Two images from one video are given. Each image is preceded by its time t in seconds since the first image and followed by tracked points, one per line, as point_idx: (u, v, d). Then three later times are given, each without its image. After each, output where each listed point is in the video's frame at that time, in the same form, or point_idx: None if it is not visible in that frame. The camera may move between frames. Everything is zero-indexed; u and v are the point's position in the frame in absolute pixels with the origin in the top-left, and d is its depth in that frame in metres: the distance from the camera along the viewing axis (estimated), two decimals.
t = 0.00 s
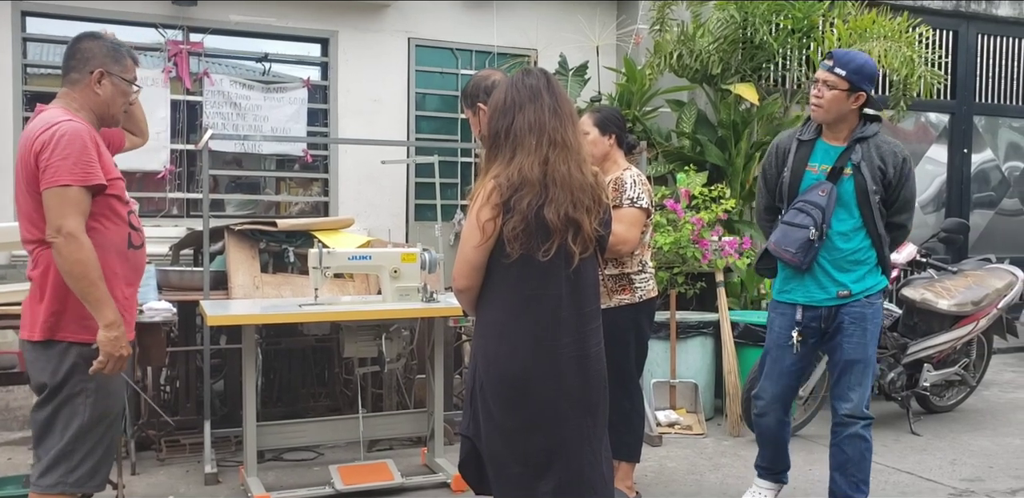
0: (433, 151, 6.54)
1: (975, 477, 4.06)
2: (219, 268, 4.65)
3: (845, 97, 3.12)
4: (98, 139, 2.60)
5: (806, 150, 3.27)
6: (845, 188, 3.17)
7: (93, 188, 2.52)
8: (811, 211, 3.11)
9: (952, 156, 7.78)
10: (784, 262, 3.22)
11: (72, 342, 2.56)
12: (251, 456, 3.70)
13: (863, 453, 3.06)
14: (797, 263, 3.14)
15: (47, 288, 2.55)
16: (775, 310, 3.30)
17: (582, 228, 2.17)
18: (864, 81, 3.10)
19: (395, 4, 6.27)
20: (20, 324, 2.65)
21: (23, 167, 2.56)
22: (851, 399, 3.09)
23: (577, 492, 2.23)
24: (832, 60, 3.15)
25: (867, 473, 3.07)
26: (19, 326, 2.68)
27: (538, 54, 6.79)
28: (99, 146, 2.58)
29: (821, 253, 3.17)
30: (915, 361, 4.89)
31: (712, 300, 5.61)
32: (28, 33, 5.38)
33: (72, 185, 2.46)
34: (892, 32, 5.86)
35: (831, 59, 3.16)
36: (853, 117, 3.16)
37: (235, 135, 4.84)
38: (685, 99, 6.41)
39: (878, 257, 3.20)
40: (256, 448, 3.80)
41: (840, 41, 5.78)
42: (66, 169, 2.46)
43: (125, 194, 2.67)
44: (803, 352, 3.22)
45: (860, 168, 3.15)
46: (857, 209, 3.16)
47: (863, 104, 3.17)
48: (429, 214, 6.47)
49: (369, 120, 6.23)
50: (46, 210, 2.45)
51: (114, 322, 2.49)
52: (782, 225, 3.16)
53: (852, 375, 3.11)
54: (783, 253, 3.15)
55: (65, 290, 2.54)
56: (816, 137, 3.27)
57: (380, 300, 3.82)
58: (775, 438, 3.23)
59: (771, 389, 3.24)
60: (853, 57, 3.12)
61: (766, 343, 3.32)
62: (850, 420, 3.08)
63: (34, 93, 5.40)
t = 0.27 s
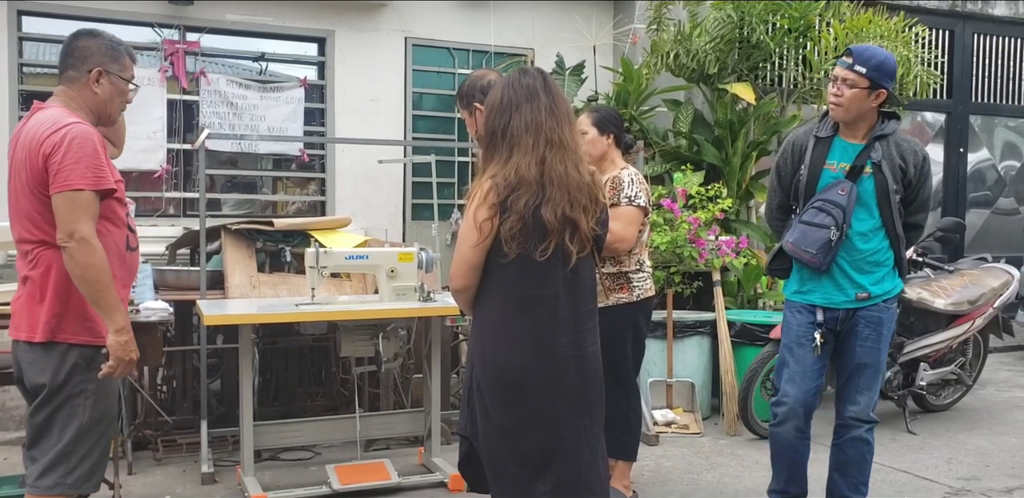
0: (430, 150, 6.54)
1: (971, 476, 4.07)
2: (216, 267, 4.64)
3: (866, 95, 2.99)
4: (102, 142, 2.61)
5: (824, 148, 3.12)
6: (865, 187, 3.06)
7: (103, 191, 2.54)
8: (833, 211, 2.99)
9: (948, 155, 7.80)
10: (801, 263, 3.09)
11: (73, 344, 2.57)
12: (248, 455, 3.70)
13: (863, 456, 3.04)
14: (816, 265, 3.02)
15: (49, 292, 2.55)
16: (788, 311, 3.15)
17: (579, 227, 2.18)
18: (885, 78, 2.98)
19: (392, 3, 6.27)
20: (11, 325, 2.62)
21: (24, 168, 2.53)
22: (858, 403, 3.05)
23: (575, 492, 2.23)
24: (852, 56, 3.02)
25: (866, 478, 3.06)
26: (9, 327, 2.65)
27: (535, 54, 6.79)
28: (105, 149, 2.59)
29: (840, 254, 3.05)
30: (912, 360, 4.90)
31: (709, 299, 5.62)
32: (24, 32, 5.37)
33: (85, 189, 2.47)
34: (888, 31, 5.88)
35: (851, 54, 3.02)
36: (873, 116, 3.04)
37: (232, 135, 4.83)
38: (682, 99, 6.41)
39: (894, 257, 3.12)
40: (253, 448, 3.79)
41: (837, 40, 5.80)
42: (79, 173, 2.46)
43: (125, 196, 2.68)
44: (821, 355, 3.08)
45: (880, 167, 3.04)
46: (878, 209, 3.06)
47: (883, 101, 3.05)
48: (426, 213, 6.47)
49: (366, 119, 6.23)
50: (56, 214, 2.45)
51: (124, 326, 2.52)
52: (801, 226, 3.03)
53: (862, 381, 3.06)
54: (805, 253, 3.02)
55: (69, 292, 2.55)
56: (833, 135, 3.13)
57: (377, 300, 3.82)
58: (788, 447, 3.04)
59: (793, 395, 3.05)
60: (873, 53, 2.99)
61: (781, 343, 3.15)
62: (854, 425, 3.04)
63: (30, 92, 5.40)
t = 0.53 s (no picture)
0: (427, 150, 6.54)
1: (968, 476, 4.07)
2: (213, 267, 4.64)
3: (867, 93, 2.88)
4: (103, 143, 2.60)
5: (828, 149, 3.00)
6: (871, 188, 2.96)
7: (107, 193, 2.54)
8: (843, 214, 2.87)
9: (945, 155, 7.82)
10: (808, 268, 2.97)
11: (73, 346, 2.56)
12: (245, 456, 3.69)
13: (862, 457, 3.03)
14: (827, 270, 2.89)
15: (50, 294, 2.54)
16: (796, 316, 3.02)
17: (577, 227, 2.18)
18: (886, 76, 2.88)
19: (389, 3, 6.27)
20: (8, 326, 2.61)
21: (26, 169, 2.52)
22: (865, 408, 3.00)
23: (572, 492, 2.23)
24: (852, 54, 2.91)
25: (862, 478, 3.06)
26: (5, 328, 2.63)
27: (533, 54, 6.80)
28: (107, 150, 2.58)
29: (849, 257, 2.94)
30: (909, 360, 4.90)
31: (706, 299, 5.62)
32: (21, 32, 5.37)
33: (90, 191, 2.46)
34: (885, 31, 5.89)
35: (851, 52, 2.92)
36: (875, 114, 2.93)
37: (229, 135, 4.81)
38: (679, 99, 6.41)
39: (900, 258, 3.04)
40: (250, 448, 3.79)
41: (834, 40, 5.81)
42: (85, 175, 2.46)
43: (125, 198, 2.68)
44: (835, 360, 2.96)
45: (886, 167, 2.94)
46: (887, 209, 2.96)
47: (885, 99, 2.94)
48: (424, 213, 6.47)
49: (363, 119, 6.23)
50: (60, 217, 2.45)
51: (125, 331, 2.52)
52: (809, 230, 2.90)
53: (869, 386, 3.00)
54: (816, 260, 2.89)
55: (70, 294, 2.56)
56: (835, 135, 3.01)
57: (374, 300, 3.82)
58: (803, 456, 2.90)
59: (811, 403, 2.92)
60: (874, 50, 2.88)
61: (792, 347, 3.02)
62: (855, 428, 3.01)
63: (26, 92, 5.39)
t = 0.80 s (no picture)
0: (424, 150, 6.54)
1: (964, 476, 4.08)
2: (209, 267, 4.64)
3: (852, 88, 2.87)
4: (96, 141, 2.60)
5: (819, 148, 2.97)
6: (863, 185, 2.93)
7: (100, 193, 2.53)
8: (838, 213, 2.83)
9: (942, 155, 7.83)
10: (804, 272, 2.93)
11: (68, 347, 2.56)
12: (242, 456, 3.69)
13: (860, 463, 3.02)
14: (826, 273, 2.85)
15: (45, 295, 2.54)
16: (794, 325, 2.98)
17: (572, 227, 2.18)
18: (872, 69, 2.86)
19: (386, 3, 6.26)
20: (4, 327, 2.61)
21: (18, 170, 2.52)
22: (868, 416, 2.99)
23: (567, 492, 2.23)
24: (836, 49, 2.89)
25: (861, 480, 3.04)
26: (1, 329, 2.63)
27: (530, 54, 6.79)
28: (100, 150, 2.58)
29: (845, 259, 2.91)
30: (905, 361, 4.91)
31: (703, 299, 5.62)
32: (17, 31, 5.35)
33: (82, 191, 2.46)
34: (882, 32, 5.89)
35: (835, 47, 2.89)
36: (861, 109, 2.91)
37: (227, 134, 4.80)
38: (677, 99, 6.41)
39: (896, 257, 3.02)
40: (247, 448, 3.78)
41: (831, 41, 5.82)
42: (76, 175, 2.46)
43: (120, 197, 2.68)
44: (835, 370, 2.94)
45: (878, 164, 2.92)
46: (881, 207, 2.94)
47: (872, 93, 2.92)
48: (421, 213, 6.47)
49: (360, 119, 6.22)
50: (53, 217, 2.44)
51: (119, 332, 2.51)
52: (806, 232, 2.86)
53: (870, 394, 2.97)
54: (817, 262, 2.84)
55: (65, 295, 2.55)
56: (824, 133, 2.98)
57: (371, 300, 3.82)
58: (809, 469, 2.86)
59: (813, 415, 2.88)
60: (858, 44, 2.86)
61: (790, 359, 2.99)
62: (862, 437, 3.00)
63: (23, 91, 5.39)
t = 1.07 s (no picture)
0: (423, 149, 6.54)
1: (962, 476, 4.08)
2: (208, 266, 4.63)
3: (832, 83, 2.80)
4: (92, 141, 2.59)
5: (801, 144, 2.89)
6: (848, 182, 2.85)
7: (91, 193, 2.52)
8: (821, 211, 2.75)
9: (940, 155, 7.84)
10: (788, 272, 2.85)
11: (62, 347, 2.55)
12: (240, 456, 3.69)
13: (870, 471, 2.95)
14: (809, 272, 2.77)
15: (38, 295, 2.54)
16: (779, 327, 2.91)
17: (569, 227, 2.18)
18: (850, 63, 2.80)
19: (385, 3, 6.26)
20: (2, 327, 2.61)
21: (11, 170, 2.51)
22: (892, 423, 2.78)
23: (565, 492, 2.23)
24: (811, 45, 2.84)
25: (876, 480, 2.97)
26: None
27: (529, 53, 6.79)
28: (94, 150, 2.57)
29: (829, 259, 2.82)
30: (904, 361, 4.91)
31: (701, 299, 5.63)
32: (16, 30, 5.35)
33: (72, 191, 2.45)
34: (880, 32, 5.89)
35: (811, 43, 2.84)
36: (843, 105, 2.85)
37: (225, 134, 4.79)
38: (675, 99, 6.41)
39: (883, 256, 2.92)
40: (245, 447, 3.78)
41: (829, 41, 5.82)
42: (66, 175, 2.45)
43: (116, 197, 2.67)
44: (824, 372, 2.85)
45: (863, 160, 2.84)
46: (867, 203, 2.85)
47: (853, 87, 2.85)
48: (419, 213, 6.47)
49: (358, 118, 6.22)
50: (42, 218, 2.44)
51: (105, 334, 2.50)
52: (787, 230, 2.79)
53: (882, 395, 2.79)
54: (800, 260, 2.76)
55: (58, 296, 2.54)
56: (807, 129, 2.91)
57: (370, 299, 3.81)
58: (803, 473, 2.80)
59: (802, 421, 2.82)
60: (833, 38, 2.81)
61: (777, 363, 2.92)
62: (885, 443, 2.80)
63: (21, 90, 5.38)
